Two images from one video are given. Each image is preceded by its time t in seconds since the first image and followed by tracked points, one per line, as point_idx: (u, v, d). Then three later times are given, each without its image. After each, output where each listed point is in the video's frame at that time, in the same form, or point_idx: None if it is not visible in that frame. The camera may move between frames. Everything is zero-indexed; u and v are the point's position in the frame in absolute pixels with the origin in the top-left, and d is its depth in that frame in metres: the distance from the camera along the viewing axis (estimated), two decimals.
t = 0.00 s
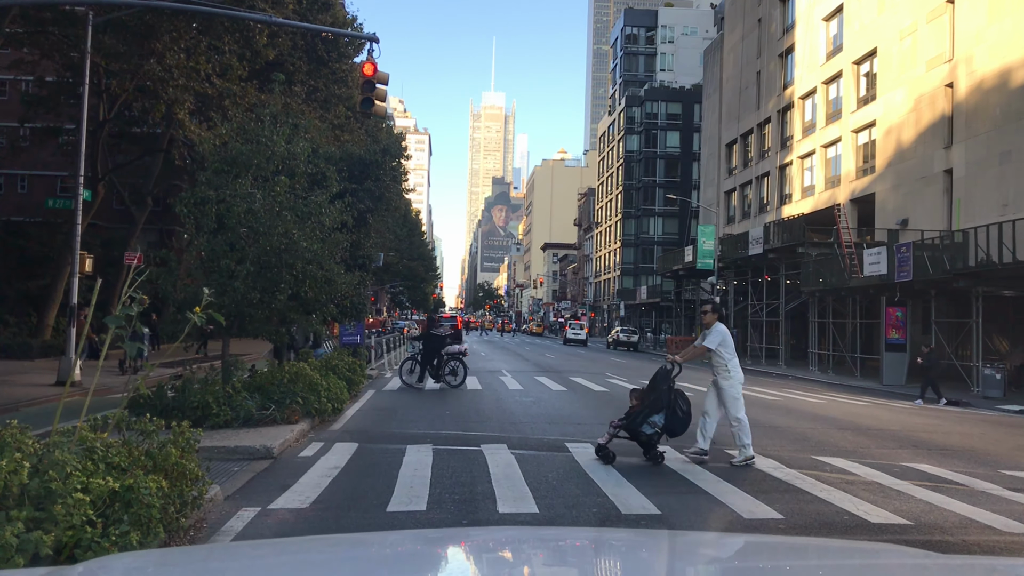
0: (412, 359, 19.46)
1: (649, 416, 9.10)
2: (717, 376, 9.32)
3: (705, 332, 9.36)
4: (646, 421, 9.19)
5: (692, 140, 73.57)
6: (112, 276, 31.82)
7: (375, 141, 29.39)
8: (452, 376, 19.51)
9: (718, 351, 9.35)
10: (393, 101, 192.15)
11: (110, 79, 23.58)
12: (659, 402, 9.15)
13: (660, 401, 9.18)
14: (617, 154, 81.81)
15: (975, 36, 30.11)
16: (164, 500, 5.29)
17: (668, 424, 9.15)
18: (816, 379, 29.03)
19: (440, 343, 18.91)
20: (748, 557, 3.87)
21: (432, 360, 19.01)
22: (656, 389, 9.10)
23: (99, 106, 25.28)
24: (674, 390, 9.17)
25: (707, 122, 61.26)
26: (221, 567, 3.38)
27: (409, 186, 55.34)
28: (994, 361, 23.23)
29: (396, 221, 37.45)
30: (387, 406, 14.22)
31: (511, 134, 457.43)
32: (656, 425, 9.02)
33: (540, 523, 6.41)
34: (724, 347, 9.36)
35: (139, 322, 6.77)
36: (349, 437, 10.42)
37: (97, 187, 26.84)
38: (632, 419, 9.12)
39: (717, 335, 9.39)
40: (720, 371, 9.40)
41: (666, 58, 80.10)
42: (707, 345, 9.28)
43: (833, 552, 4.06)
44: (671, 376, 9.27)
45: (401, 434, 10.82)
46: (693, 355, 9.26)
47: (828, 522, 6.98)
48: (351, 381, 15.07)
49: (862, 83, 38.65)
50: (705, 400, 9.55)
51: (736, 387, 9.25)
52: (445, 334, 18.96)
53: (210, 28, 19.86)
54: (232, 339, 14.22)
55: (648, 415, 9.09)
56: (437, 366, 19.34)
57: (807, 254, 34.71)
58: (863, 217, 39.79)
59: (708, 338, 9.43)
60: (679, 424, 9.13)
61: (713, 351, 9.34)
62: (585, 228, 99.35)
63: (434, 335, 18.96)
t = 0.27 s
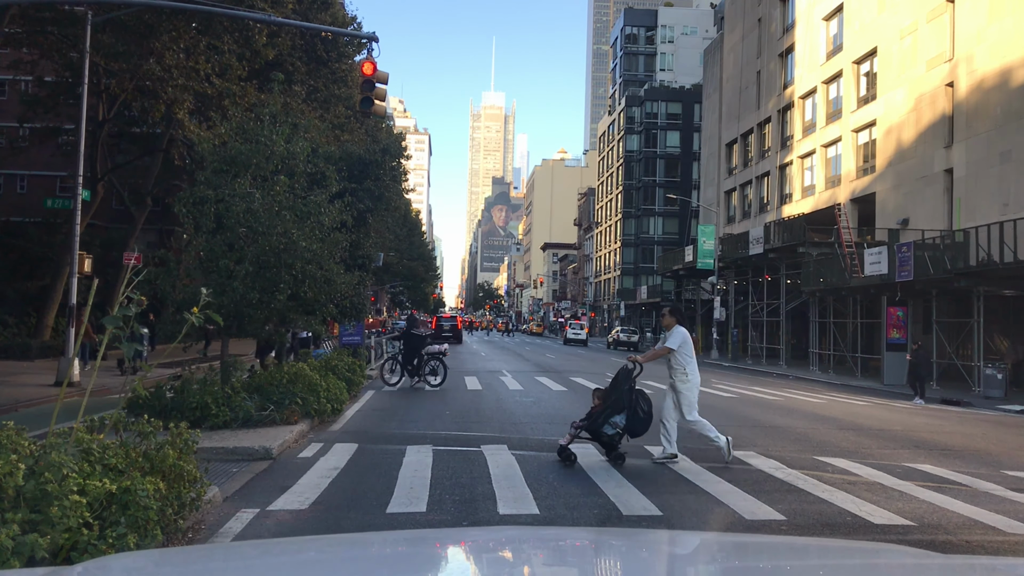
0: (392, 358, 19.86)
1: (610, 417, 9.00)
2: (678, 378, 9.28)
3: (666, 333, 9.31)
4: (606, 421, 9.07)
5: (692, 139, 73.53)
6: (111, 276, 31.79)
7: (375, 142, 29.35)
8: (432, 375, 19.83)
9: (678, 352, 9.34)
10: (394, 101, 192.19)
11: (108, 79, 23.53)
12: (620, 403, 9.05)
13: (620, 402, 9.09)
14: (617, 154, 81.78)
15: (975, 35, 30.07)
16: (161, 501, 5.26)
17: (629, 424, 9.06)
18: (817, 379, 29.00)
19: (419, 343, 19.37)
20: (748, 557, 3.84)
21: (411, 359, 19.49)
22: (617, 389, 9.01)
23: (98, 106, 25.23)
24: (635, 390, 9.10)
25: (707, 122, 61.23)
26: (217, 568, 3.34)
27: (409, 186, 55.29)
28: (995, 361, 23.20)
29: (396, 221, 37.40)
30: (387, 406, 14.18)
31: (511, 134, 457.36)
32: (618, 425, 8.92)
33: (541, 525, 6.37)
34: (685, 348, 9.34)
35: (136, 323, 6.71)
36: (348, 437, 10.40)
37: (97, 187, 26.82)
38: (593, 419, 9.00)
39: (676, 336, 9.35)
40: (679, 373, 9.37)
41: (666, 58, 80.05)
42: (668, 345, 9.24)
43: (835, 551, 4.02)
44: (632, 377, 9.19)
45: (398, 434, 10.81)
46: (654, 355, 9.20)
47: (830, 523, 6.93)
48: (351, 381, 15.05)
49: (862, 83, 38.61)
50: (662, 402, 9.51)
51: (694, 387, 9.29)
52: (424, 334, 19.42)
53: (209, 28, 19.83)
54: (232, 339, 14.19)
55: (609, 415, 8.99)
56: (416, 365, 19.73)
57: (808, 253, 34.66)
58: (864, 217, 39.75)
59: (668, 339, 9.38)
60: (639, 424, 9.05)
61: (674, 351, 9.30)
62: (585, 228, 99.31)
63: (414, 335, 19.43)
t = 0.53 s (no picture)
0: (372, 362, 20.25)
1: (572, 416, 8.89)
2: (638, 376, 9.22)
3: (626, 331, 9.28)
4: (568, 422, 8.97)
5: (692, 140, 73.56)
6: (111, 276, 31.82)
7: (374, 141, 29.38)
8: (413, 376, 20.19)
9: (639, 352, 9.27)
10: (393, 101, 192.16)
11: (108, 79, 23.54)
12: (582, 403, 8.97)
13: (581, 402, 9.01)
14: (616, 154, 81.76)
15: (975, 36, 30.07)
16: (162, 502, 5.28)
17: (591, 424, 8.95)
18: (816, 379, 29.04)
19: (399, 340, 20.00)
20: (746, 557, 3.85)
21: (393, 359, 20.00)
22: (579, 388, 8.93)
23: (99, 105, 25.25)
24: (596, 390, 9.02)
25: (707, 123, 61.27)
26: (219, 567, 3.36)
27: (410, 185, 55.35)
28: (994, 362, 23.22)
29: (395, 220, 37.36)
30: (388, 407, 14.21)
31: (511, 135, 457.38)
32: (579, 425, 8.81)
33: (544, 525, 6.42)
34: (646, 347, 9.33)
35: (136, 324, 6.71)
36: (349, 437, 10.44)
37: (97, 187, 26.83)
38: (556, 419, 8.87)
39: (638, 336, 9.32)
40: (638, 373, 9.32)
41: (666, 59, 80.07)
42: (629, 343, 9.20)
43: (832, 551, 4.04)
44: (592, 377, 9.12)
45: (398, 435, 10.82)
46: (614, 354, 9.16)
47: (830, 524, 6.95)
48: (350, 382, 15.06)
49: (862, 84, 38.61)
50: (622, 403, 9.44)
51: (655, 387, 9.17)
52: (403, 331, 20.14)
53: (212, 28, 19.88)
54: (233, 340, 14.20)
55: (571, 415, 8.88)
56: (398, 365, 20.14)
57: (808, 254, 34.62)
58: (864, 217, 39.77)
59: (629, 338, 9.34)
60: (602, 424, 8.94)
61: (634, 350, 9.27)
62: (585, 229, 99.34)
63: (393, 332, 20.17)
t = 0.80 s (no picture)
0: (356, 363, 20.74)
1: (532, 419, 8.78)
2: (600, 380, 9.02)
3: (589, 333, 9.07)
4: (529, 423, 8.87)
5: (692, 141, 73.58)
6: (111, 277, 31.81)
7: (374, 142, 29.38)
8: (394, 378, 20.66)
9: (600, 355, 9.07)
10: (394, 102, 192.23)
11: (109, 80, 23.54)
12: (542, 404, 8.87)
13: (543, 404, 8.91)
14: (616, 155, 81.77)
15: (976, 36, 30.05)
16: (162, 503, 5.26)
17: (552, 427, 8.85)
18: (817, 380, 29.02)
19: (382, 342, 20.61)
20: (746, 554, 3.83)
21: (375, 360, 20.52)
22: (540, 391, 8.80)
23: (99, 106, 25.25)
24: (558, 394, 8.90)
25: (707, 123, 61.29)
26: (217, 566, 3.33)
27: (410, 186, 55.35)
28: (995, 362, 23.20)
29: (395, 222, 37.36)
30: (388, 407, 14.21)
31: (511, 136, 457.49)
32: (539, 427, 8.70)
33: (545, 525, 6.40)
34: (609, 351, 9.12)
35: (136, 324, 6.71)
36: (349, 438, 10.44)
37: (97, 188, 26.84)
38: (516, 421, 8.76)
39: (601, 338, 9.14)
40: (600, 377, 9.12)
41: (666, 60, 80.08)
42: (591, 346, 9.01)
43: (833, 549, 4.01)
44: (554, 379, 8.97)
45: (398, 436, 10.83)
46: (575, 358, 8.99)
47: (831, 523, 6.94)
48: (351, 383, 15.06)
49: (862, 84, 38.60)
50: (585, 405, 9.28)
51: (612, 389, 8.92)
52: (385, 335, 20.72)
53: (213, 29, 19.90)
54: (234, 342, 14.19)
55: (532, 418, 8.78)
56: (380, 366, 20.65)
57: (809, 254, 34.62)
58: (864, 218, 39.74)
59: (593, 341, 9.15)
60: (563, 427, 8.85)
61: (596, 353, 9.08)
62: (585, 230, 99.34)
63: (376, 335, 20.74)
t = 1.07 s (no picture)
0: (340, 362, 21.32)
1: (496, 420, 8.69)
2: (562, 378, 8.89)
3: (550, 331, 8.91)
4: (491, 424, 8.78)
5: (692, 141, 73.57)
6: (111, 277, 31.81)
7: (374, 143, 29.35)
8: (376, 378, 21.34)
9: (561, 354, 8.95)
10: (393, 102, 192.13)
11: (108, 80, 23.52)
12: (506, 405, 8.79)
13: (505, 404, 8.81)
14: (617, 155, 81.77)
15: (976, 37, 30.03)
16: (162, 504, 5.25)
17: (515, 427, 8.78)
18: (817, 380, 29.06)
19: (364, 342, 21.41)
20: (746, 556, 3.82)
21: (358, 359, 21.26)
22: (504, 392, 8.68)
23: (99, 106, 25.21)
24: (521, 394, 8.81)
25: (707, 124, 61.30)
26: (217, 568, 3.33)
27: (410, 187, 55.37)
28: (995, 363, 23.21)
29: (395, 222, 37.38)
30: (389, 407, 14.22)
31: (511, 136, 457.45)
32: (502, 428, 8.61)
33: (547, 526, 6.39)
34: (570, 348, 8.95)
35: (136, 325, 6.67)
36: (349, 439, 10.45)
37: (97, 189, 26.83)
38: (479, 423, 8.66)
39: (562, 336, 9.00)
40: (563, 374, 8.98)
41: (666, 60, 80.05)
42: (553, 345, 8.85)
43: (833, 551, 4.00)
44: (517, 378, 8.86)
45: (399, 437, 10.84)
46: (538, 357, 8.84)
47: (831, 525, 6.93)
48: (351, 383, 15.06)
49: (862, 85, 38.59)
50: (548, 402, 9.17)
51: (576, 390, 8.83)
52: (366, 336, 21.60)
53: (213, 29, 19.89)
54: (234, 342, 14.19)
55: (495, 419, 8.69)
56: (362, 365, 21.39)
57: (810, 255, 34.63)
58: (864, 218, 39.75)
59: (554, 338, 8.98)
60: (526, 427, 8.79)
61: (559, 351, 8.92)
62: (585, 230, 99.32)
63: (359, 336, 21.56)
